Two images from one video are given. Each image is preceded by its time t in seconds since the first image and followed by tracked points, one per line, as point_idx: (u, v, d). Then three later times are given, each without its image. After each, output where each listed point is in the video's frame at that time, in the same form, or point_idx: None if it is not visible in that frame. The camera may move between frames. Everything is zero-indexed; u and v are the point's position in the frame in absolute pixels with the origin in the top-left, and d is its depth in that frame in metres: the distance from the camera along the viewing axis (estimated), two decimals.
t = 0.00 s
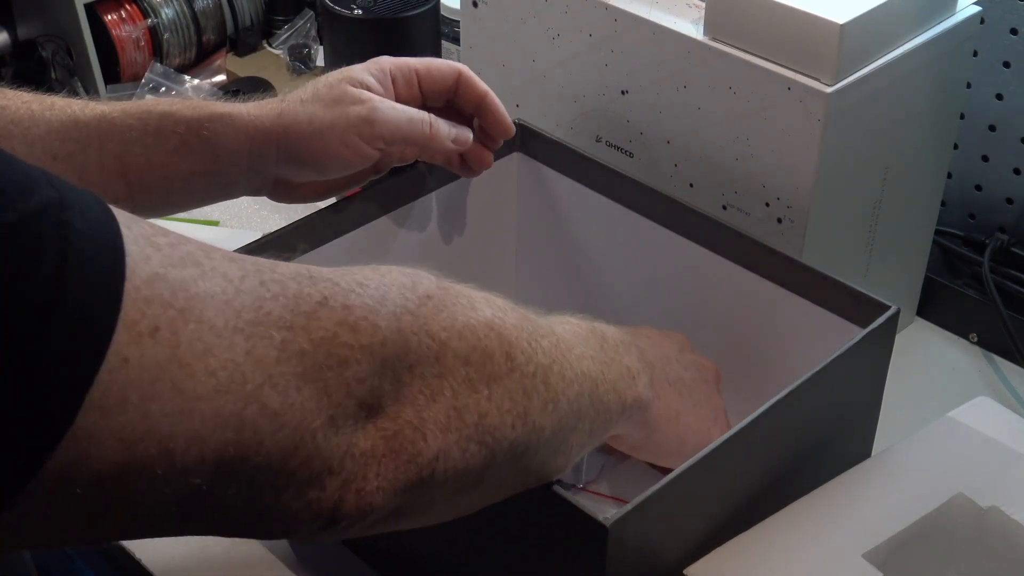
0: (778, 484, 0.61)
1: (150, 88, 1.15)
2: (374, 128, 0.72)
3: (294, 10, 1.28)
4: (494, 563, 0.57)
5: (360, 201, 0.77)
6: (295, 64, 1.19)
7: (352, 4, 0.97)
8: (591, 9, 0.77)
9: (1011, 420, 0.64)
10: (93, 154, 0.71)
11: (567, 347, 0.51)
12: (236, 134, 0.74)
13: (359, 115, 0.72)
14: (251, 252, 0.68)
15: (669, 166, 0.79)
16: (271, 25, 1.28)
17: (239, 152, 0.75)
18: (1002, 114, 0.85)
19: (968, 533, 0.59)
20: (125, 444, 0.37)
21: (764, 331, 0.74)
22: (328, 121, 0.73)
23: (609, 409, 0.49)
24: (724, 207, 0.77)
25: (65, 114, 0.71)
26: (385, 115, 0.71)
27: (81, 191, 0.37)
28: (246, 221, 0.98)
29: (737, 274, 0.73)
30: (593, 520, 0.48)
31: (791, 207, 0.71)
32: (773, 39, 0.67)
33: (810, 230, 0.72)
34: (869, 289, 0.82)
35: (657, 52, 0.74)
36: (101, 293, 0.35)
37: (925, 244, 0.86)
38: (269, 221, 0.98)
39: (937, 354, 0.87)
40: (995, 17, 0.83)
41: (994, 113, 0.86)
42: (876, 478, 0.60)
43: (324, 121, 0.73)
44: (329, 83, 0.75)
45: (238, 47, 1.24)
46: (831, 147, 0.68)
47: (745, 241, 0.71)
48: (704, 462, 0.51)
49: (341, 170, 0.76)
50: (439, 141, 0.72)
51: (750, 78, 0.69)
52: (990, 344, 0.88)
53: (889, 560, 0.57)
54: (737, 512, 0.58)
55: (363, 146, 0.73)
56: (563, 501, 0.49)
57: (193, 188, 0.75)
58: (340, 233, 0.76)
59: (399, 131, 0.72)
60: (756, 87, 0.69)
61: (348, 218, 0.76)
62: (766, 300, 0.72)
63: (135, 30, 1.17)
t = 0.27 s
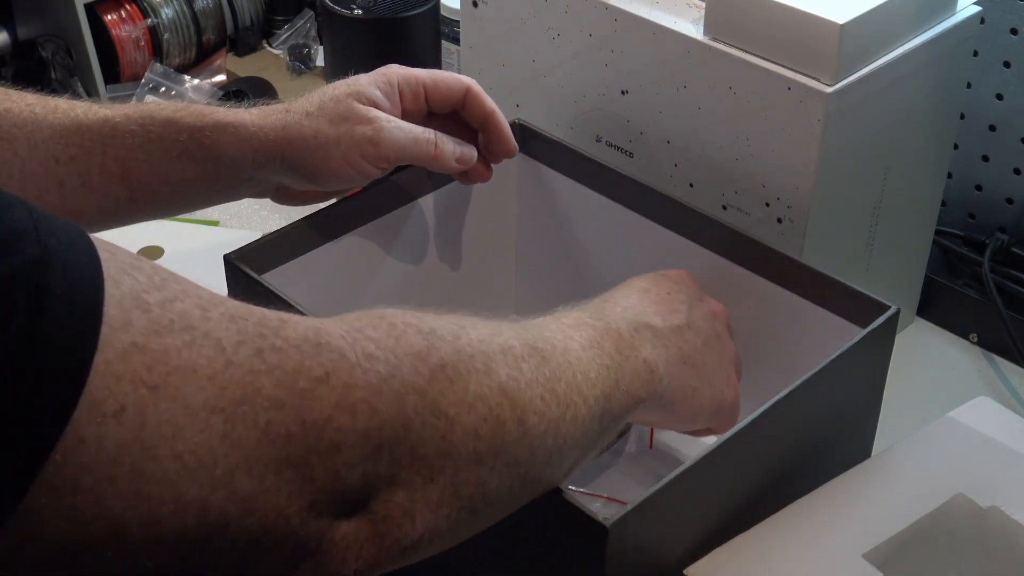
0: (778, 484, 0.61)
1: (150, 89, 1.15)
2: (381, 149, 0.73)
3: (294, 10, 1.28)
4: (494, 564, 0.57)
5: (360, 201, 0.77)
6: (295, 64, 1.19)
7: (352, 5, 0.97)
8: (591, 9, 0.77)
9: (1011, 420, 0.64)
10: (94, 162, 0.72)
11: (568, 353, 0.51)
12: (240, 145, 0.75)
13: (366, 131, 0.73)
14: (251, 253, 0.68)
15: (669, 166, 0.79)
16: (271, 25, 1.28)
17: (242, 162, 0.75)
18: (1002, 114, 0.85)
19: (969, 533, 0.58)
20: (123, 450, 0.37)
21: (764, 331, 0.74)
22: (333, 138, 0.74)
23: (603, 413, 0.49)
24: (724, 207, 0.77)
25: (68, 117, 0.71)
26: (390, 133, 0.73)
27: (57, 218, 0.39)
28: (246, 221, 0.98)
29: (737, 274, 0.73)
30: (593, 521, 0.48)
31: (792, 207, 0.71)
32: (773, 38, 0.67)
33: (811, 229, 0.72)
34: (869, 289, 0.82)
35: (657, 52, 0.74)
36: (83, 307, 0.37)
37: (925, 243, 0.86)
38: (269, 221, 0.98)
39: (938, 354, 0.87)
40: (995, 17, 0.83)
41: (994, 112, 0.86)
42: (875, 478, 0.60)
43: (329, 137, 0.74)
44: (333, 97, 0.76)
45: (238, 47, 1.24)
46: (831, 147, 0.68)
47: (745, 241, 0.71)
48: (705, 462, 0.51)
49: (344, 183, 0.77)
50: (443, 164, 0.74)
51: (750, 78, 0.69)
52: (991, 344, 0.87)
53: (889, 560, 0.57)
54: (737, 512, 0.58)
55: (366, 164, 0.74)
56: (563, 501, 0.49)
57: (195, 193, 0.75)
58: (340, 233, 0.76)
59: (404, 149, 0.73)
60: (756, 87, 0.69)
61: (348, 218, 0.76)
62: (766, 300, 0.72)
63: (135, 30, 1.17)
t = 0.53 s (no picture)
0: (778, 484, 0.61)
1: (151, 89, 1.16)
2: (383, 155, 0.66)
3: (294, 10, 1.28)
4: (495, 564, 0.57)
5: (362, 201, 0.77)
6: (295, 64, 1.19)
7: (352, 5, 0.97)
8: (591, 9, 0.77)
9: (1011, 419, 0.64)
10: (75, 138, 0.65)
11: (580, 338, 0.51)
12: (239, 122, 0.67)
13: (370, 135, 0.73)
14: (251, 252, 0.68)
15: (669, 166, 0.79)
16: (271, 25, 1.28)
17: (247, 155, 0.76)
18: (1002, 114, 0.85)
19: (969, 534, 0.58)
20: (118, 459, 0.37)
21: (764, 331, 0.74)
22: (341, 127, 0.67)
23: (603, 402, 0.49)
24: (724, 207, 0.77)
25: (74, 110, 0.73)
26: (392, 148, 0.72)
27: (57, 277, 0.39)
28: (246, 221, 0.98)
29: (737, 276, 0.73)
30: (593, 520, 0.48)
31: (791, 207, 0.71)
32: (774, 39, 0.67)
33: (811, 229, 0.72)
34: (869, 288, 0.82)
35: (657, 52, 0.74)
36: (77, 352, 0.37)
37: (925, 243, 0.86)
38: (268, 221, 0.98)
39: (938, 354, 0.87)
40: (995, 17, 0.83)
41: (994, 113, 0.86)
42: (875, 477, 0.60)
43: (341, 126, 0.67)
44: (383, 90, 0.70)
45: (238, 47, 1.24)
46: (831, 147, 0.68)
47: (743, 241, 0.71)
48: (704, 461, 0.51)
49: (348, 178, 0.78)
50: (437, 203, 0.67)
51: (749, 78, 0.69)
52: (991, 344, 0.88)
53: (890, 560, 0.57)
54: (738, 511, 0.58)
55: (347, 176, 0.66)
56: (563, 502, 0.49)
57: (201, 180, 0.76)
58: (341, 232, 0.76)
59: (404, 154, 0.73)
60: (756, 87, 0.69)
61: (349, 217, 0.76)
62: (766, 300, 0.72)
63: (135, 30, 1.17)
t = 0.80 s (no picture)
0: (778, 484, 0.60)
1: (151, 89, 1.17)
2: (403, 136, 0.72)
3: (294, 10, 1.28)
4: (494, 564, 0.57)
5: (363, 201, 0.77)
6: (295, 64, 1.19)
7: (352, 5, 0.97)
8: (591, 9, 0.78)
9: (1011, 419, 0.64)
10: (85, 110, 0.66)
11: (581, 338, 0.51)
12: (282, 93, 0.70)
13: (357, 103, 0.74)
14: (251, 252, 0.69)
15: (669, 166, 0.79)
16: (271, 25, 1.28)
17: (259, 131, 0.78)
18: (1002, 114, 0.85)
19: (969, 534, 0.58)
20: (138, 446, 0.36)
21: (764, 332, 0.74)
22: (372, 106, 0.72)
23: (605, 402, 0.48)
24: (724, 207, 0.77)
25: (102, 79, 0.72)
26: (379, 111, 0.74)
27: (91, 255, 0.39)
28: (246, 221, 0.98)
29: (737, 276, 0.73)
30: (594, 520, 0.48)
31: (791, 207, 0.71)
32: (774, 39, 0.67)
33: (811, 230, 0.72)
34: (869, 288, 0.82)
35: (657, 52, 0.74)
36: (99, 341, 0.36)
37: (925, 244, 0.86)
38: (269, 221, 0.98)
39: (938, 354, 0.87)
40: (995, 17, 0.83)
41: (994, 113, 0.86)
42: (875, 478, 0.60)
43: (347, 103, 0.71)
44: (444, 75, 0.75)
45: (238, 47, 1.24)
46: (831, 147, 0.68)
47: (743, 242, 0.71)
48: (705, 461, 0.51)
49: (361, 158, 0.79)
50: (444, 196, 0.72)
51: (749, 78, 0.69)
52: (991, 344, 0.88)
53: (890, 560, 0.57)
54: (738, 510, 0.58)
55: (364, 156, 0.72)
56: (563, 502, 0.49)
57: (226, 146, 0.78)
58: (341, 232, 0.76)
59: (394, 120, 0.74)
60: (756, 87, 0.69)
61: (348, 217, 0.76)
62: (766, 300, 0.72)
63: (136, 30, 1.18)
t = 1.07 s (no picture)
0: (778, 484, 0.60)
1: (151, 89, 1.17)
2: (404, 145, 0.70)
3: (294, 10, 1.27)
4: (492, 564, 0.57)
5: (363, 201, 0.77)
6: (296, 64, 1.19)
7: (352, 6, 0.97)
8: (591, 9, 0.78)
9: (1011, 419, 0.64)
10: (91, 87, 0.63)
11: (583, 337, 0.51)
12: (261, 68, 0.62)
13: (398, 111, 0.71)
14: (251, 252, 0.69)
15: (669, 166, 0.79)
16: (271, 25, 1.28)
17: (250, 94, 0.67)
18: (1002, 115, 0.85)
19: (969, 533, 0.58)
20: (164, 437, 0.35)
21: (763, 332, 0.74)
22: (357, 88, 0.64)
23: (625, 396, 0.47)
24: (724, 207, 0.77)
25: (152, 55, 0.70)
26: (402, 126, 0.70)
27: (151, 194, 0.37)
28: (246, 221, 0.98)
29: (736, 277, 0.73)
30: (594, 520, 0.48)
31: (792, 207, 0.71)
32: (774, 39, 0.67)
33: (811, 230, 0.72)
34: (869, 288, 0.82)
35: (657, 52, 0.74)
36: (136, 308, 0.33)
37: (924, 244, 0.86)
38: (269, 221, 0.98)
39: (938, 355, 0.87)
40: (995, 17, 0.83)
41: (994, 113, 0.86)
42: (875, 478, 0.60)
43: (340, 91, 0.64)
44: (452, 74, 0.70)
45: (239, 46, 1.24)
46: (831, 147, 0.68)
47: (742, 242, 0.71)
48: (705, 460, 0.51)
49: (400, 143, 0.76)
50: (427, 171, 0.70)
51: (749, 78, 0.69)
52: (991, 344, 0.87)
53: (890, 560, 0.57)
54: (738, 510, 0.58)
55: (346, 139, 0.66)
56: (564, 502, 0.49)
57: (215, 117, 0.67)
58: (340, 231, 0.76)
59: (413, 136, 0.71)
60: (756, 87, 0.69)
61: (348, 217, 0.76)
62: (765, 301, 0.72)
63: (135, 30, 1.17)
